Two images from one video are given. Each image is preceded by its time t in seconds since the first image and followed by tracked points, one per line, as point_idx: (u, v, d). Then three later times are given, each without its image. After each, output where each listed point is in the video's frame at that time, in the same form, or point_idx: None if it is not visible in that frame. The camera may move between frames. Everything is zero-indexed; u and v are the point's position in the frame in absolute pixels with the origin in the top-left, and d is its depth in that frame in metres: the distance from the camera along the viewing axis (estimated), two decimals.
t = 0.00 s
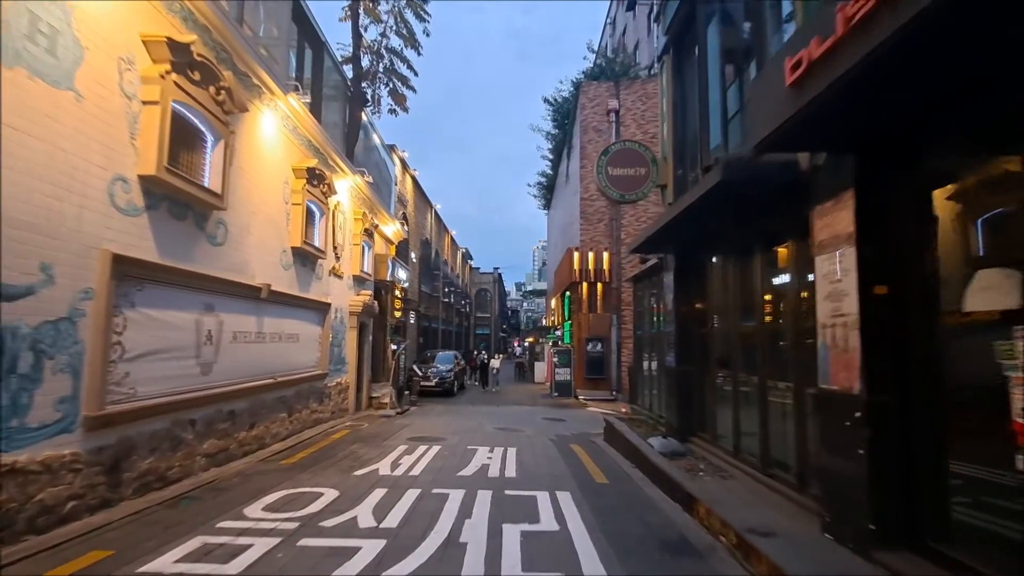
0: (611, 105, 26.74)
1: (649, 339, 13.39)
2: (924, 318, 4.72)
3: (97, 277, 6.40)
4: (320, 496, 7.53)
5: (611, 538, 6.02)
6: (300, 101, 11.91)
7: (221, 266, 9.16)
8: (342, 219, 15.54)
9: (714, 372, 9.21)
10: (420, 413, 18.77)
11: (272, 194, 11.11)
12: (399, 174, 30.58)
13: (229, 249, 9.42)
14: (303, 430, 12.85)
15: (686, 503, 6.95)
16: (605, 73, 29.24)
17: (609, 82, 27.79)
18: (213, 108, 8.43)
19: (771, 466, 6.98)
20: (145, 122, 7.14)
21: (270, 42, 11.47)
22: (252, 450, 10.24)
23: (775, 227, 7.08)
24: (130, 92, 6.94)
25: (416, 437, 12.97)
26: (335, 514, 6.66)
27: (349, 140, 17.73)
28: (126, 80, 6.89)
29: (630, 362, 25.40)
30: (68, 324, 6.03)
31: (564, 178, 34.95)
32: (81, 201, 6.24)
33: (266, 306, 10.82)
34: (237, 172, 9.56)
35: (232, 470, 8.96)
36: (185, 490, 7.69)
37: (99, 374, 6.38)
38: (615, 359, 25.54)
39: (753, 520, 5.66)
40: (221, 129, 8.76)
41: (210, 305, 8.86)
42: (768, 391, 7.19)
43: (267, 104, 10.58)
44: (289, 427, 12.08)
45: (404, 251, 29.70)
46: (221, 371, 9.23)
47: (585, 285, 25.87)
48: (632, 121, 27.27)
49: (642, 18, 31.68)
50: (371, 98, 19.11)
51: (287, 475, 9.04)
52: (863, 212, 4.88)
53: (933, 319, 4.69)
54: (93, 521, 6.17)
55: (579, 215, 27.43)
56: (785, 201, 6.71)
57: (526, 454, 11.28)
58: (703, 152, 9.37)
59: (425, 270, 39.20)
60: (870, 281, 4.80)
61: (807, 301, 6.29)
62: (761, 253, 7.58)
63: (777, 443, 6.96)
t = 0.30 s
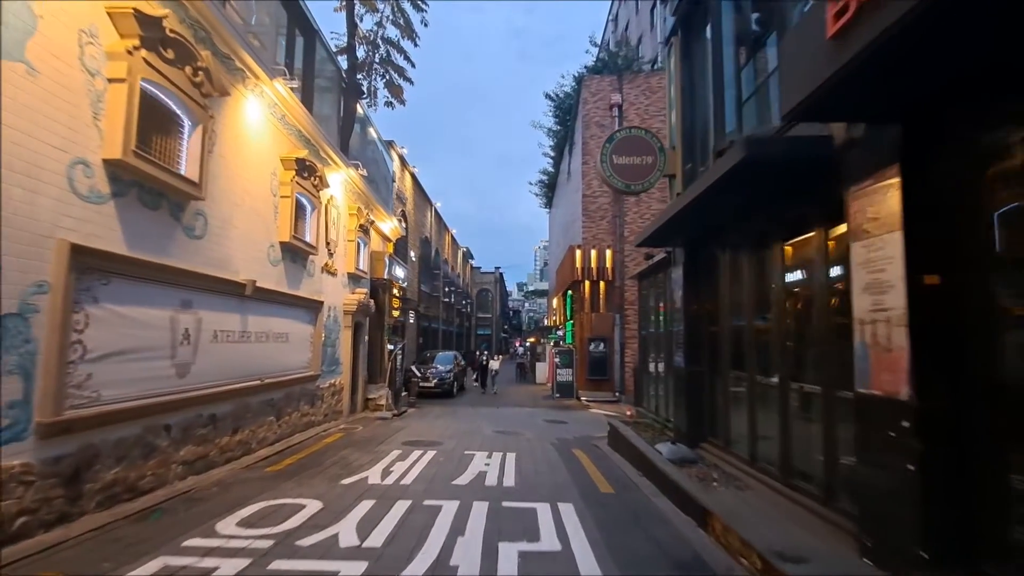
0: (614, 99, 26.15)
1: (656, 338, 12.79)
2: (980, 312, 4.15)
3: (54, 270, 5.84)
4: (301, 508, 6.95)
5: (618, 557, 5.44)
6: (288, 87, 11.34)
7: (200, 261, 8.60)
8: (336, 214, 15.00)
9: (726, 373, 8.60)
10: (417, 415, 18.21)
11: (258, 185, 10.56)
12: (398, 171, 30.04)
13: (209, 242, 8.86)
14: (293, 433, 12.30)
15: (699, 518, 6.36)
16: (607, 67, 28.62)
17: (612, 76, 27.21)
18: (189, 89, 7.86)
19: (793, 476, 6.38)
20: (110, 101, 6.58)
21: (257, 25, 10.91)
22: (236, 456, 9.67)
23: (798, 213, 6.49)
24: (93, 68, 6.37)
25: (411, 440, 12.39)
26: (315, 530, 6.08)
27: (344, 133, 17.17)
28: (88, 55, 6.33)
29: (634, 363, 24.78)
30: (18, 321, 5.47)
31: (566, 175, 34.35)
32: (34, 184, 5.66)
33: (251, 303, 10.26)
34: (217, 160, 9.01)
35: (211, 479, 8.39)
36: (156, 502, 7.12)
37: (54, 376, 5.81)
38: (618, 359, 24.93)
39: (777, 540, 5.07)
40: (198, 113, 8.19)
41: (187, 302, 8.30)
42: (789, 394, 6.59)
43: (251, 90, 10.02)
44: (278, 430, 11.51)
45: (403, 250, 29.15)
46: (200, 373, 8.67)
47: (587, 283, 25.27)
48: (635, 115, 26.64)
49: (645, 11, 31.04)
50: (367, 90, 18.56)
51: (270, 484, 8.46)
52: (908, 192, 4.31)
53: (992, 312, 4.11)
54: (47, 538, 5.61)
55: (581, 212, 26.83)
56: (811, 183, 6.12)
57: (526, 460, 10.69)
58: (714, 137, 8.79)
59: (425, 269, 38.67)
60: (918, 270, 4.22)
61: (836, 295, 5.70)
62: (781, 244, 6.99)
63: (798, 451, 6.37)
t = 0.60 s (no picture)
0: (618, 94, 25.55)
1: (666, 339, 12.20)
2: None
3: (11, 263, 5.30)
4: (286, 524, 6.39)
5: None
6: (280, 74, 10.79)
7: (181, 255, 8.05)
8: (332, 209, 14.46)
9: (744, 376, 8.00)
10: (417, 418, 17.66)
11: (247, 176, 10.02)
12: (398, 169, 29.48)
13: (192, 236, 8.32)
14: (286, 438, 11.74)
15: (722, 536, 5.78)
16: (612, 62, 28.01)
17: (616, 71, 26.62)
18: (170, 71, 7.34)
19: (825, 492, 5.83)
20: (78, 80, 6.07)
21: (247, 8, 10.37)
22: (223, 463, 9.12)
23: (831, 199, 5.91)
24: (58, 42, 5.86)
25: (409, 445, 11.84)
26: (298, 549, 5.53)
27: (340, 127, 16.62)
28: (52, 29, 5.81)
29: (639, 364, 24.20)
30: None
31: (569, 173, 33.77)
32: None
33: (239, 301, 9.71)
34: (202, 148, 8.48)
35: (193, 489, 7.84)
36: (130, 515, 6.58)
37: (8, 381, 5.27)
38: (623, 360, 24.36)
39: (815, 566, 4.49)
40: (181, 98, 7.68)
41: (167, 300, 7.74)
42: (819, 400, 6.00)
43: (240, 75, 9.50)
44: (269, 435, 10.96)
45: (403, 248, 28.58)
46: (183, 374, 8.11)
47: (591, 282, 24.69)
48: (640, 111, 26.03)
49: (650, 5, 30.43)
50: (365, 83, 18.04)
51: (256, 494, 7.90)
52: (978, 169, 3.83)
53: None
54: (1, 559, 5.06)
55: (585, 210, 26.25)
56: (847, 165, 5.55)
57: (530, 467, 10.12)
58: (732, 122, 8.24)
59: (426, 268, 38.14)
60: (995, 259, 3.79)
61: (879, 291, 5.16)
62: (810, 234, 6.41)
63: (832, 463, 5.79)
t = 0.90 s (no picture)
0: (624, 89, 24.94)
1: (676, 340, 11.65)
2: None
3: None
4: (269, 541, 5.85)
5: None
6: (270, 60, 10.24)
7: (161, 249, 7.52)
8: (329, 206, 13.94)
9: (767, 380, 7.42)
10: (416, 420, 17.14)
11: (235, 167, 9.47)
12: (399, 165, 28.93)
13: (173, 229, 7.79)
14: (278, 443, 11.23)
15: (748, 558, 5.21)
16: (617, 57, 27.41)
17: (622, 66, 26.02)
18: (149, 50, 6.86)
19: (864, 510, 5.29)
20: (41, 56, 5.57)
21: None
22: (208, 471, 8.60)
23: (878, 181, 5.33)
24: (17, 13, 5.37)
25: (408, 450, 11.31)
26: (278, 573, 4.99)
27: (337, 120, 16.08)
28: None
29: (644, 365, 23.66)
30: None
31: (573, 171, 33.25)
32: None
33: (227, 299, 9.18)
34: (184, 135, 7.96)
35: (173, 500, 7.31)
36: (101, 531, 6.06)
37: None
38: (628, 361, 23.83)
39: None
40: (161, 79, 7.16)
41: (145, 297, 7.22)
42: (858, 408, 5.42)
43: (227, 59, 8.98)
44: (260, 439, 10.42)
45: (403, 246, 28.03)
46: (163, 377, 7.59)
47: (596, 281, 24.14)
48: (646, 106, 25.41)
49: None
50: (364, 75, 17.50)
51: (240, 505, 7.37)
52: None
53: None
54: None
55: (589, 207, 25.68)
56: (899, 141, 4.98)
57: (535, 474, 9.58)
58: (749, 109, 7.71)
59: (427, 267, 37.61)
60: None
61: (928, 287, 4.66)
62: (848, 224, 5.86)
63: (874, 477, 5.24)
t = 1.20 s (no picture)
0: (628, 82, 24.36)
1: (685, 336, 11.13)
2: None
3: None
4: (244, 552, 5.35)
5: None
6: (257, 39, 9.70)
7: (135, 236, 7.00)
8: (323, 199, 13.47)
9: (789, 377, 6.86)
10: (414, 420, 16.62)
11: (220, 152, 8.97)
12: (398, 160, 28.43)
13: (149, 216, 7.27)
14: (268, 443, 10.74)
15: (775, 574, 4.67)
16: (620, 50, 26.86)
17: (625, 58, 25.46)
18: (117, 18, 6.33)
19: (907, 523, 4.82)
20: None
21: None
22: (189, 474, 8.11)
23: (929, 151, 4.97)
24: None
25: (403, 452, 10.80)
26: None
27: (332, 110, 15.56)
28: None
29: (648, 364, 23.11)
30: None
31: (575, 167, 32.71)
32: None
33: (210, 292, 8.68)
34: (160, 115, 7.44)
35: (148, 505, 6.81)
36: (63, 540, 5.56)
37: None
38: (631, 360, 23.27)
39: None
40: (134, 52, 6.67)
41: (116, 287, 6.71)
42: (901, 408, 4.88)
43: (210, 37, 8.46)
44: (247, 440, 9.90)
45: (402, 243, 27.50)
46: (138, 374, 7.08)
47: (599, 278, 23.64)
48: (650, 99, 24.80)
49: None
50: (361, 65, 17.01)
51: (220, 511, 6.85)
52: None
53: None
54: None
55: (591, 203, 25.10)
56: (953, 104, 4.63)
57: (537, 478, 9.07)
58: (770, 86, 7.21)
59: (427, 264, 37.10)
60: None
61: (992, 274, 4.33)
62: (887, 204, 5.50)
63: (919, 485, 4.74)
